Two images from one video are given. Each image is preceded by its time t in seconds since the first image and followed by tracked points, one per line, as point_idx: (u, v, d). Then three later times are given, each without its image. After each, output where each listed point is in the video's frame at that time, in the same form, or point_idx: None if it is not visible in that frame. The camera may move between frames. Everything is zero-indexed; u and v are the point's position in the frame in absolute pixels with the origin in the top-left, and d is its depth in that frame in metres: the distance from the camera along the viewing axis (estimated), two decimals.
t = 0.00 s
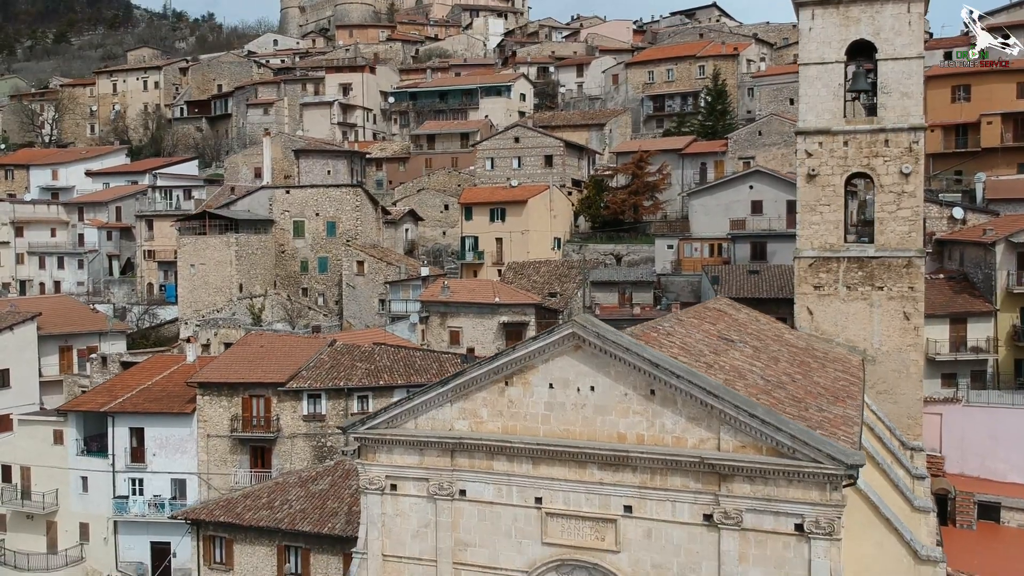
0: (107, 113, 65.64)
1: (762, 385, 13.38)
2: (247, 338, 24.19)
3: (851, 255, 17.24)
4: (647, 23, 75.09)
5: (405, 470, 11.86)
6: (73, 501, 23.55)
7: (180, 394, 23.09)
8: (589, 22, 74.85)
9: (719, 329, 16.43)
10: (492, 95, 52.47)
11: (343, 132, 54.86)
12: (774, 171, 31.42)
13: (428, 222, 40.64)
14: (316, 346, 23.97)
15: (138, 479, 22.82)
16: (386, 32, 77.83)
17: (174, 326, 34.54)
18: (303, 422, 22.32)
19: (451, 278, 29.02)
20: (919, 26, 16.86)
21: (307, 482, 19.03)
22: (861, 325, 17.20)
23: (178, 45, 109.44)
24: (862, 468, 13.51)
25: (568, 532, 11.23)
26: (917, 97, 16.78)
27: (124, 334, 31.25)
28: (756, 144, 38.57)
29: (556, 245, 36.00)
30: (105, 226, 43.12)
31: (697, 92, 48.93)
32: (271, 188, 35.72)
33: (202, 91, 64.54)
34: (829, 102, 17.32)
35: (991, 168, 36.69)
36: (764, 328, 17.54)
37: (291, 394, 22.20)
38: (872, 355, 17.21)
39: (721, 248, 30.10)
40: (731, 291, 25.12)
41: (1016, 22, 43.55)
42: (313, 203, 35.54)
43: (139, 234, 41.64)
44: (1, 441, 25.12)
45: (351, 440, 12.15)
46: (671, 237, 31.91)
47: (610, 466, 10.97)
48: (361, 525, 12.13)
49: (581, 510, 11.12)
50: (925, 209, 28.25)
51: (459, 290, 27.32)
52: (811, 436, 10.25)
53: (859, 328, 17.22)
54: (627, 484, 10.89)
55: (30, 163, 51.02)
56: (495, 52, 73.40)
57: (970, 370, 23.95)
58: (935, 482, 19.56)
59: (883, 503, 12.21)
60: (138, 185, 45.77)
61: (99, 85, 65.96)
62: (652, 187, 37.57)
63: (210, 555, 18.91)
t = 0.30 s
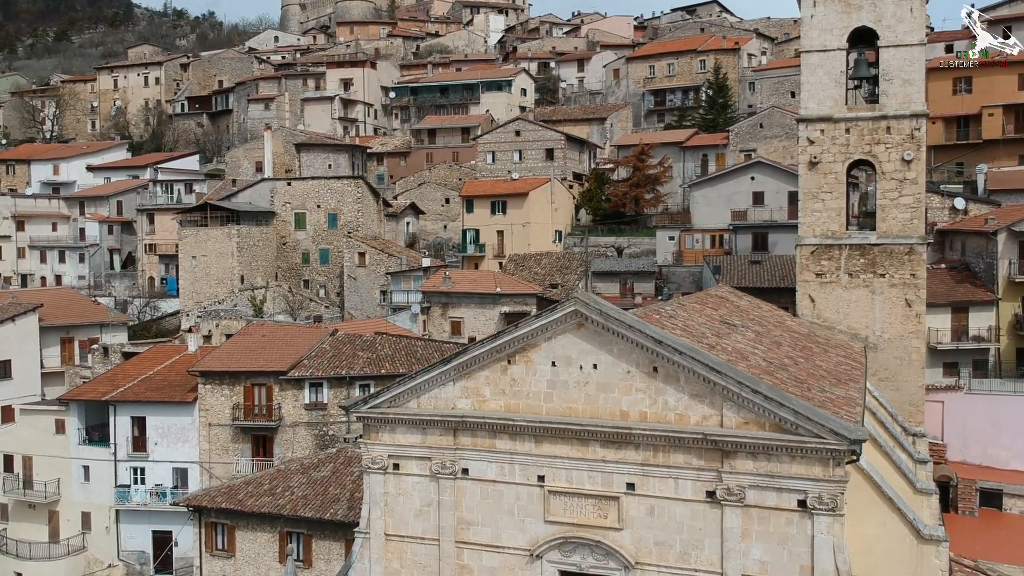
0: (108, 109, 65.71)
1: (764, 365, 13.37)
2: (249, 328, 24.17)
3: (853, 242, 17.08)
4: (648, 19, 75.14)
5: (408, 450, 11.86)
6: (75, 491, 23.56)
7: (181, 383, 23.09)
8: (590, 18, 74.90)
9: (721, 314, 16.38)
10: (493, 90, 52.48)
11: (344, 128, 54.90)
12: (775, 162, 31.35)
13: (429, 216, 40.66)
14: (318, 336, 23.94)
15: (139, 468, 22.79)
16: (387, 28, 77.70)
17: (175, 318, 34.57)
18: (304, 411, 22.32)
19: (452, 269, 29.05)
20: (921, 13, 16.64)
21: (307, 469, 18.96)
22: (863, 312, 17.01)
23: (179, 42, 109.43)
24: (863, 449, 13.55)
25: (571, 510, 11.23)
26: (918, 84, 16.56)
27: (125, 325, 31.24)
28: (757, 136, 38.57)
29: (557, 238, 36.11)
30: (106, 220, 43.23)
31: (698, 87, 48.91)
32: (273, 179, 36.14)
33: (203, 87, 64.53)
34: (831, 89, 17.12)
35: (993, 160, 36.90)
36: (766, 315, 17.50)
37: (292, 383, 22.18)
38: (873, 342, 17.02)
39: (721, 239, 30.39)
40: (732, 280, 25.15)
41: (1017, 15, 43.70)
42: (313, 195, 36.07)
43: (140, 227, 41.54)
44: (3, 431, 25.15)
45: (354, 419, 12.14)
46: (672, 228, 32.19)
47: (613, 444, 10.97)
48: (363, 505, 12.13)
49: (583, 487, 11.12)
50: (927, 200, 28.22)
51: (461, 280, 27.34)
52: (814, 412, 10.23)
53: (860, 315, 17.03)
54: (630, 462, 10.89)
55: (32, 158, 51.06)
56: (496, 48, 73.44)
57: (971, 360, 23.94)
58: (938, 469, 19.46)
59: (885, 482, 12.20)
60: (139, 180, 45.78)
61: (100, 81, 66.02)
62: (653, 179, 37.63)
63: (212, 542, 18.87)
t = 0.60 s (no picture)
0: (108, 106, 65.70)
1: (766, 349, 13.23)
2: (250, 319, 24.09)
3: (853, 232, 16.70)
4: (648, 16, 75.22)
5: (408, 431, 11.85)
6: (74, 481, 23.57)
7: (181, 374, 23.06)
8: (590, 16, 74.98)
9: (722, 302, 16.24)
10: (494, 86, 52.47)
11: (345, 124, 54.91)
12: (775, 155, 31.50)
13: (430, 211, 40.64)
14: (318, 327, 23.89)
15: (139, 458, 22.81)
16: (387, 27, 77.65)
17: (175, 313, 34.55)
18: (305, 401, 22.20)
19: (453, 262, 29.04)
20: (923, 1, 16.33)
21: (308, 458, 18.92)
22: (864, 302, 16.62)
23: (179, 41, 109.50)
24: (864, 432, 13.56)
25: (571, 490, 11.22)
26: (920, 73, 16.24)
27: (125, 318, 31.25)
28: (758, 131, 38.61)
29: (557, 232, 36.06)
30: (107, 215, 43.30)
31: (699, 83, 48.94)
32: (274, 173, 36.57)
33: (203, 85, 64.50)
34: (831, 78, 16.82)
35: (994, 153, 37.05)
36: (767, 304, 17.35)
37: (293, 373, 22.09)
38: (874, 332, 16.61)
39: (722, 232, 30.62)
40: (734, 271, 25.15)
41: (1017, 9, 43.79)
42: (314, 189, 36.37)
43: (141, 223, 41.37)
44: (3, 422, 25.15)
45: (354, 401, 12.13)
46: (673, 221, 32.33)
47: (613, 423, 10.96)
48: (364, 486, 12.13)
49: (584, 467, 11.11)
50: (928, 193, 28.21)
51: (462, 272, 27.35)
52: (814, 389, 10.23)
53: (861, 305, 16.64)
54: (631, 441, 10.88)
55: (33, 154, 51.12)
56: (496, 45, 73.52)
57: (972, 351, 23.95)
58: (938, 458, 19.30)
59: (887, 464, 12.19)
60: (139, 176, 45.76)
61: (101, 79, 66.01)
62: (654, 173, 37.64)
63: (212, 530, 18.90)
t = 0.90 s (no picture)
0: (109, 103, 65.67)
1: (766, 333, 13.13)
2: (250, 311, 24.05)
3: (854, 221, 16.56)
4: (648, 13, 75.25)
5: (408, 412, 11.85)
6: (75, 472, 23.60)
7: (182, 364, 23.05)
8: (591, 12, 75.01)
9: (722, 289, 16.16)
10: (495, 82, 52.45)
11: (345, 120, 54.92)
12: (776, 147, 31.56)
13: (431, 205, 40.64)
14: (319, 318, 23.84)
15: (140, 449, 22.81)
16: (388, 24, 77.66)
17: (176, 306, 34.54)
18: (306, 391, 22.13)
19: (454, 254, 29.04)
20: None
21: (308, 445, 18.89)
22: (865, 290, 16.49)
23: (179, 39, 109.34)
24: (863, 415, 13.59)
25: (572, 469, 11.21)
26: (921, 61, 16.10)
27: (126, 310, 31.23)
28: (758, 124, 38.70)
29: (557, 226, 36.04)
30: (108, 210, 43.20)
31: (699, 78, 48.99)
32: (274, 166, 36.71)
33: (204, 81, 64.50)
34: (832, 67, 16.68)
35: (994, 146, 37.12)
36: (768, 291, 17.27)
37: (293, 362, 22.03)
38: (875, 321, 16.48)
39: (723, 224, 30.74)
40: (734, 262, 25.17)
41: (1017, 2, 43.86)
42: (314, 181, 36.43)
43: (141, 217, 41.58)
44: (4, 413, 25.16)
45: (355, 382, 12.13)
46: (674, 213, 32.45)
47: (614, 403, 10.95)
48: (364, 467, 12.13)
49: (584, 447, 11.10)
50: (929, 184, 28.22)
51: (462, 264, 27.37)
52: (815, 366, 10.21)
53: (862, 293, 16.52)
54: (631, 421, 10.87)
55: (33, 150, 51.16)
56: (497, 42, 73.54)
57: (973, 342, 23.84)
58: (938, 446, 19.40)
59: (887, 446, 12.19)
60: (140, 171, 45.73)
61: (101, 75, 65.92)
62: (654, 167, 37.61)
63: (212, 518, 18.88)
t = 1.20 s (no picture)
0: (109, 99, 65.66)
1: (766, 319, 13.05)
2: (250, 302, 23.99)
3: (854, 211, 16.46)
4: (649, 10, 75.24)
5: (408, 394, 11.84)
6: (75, 462, 23.60)
7: (182, 354, 23.03)
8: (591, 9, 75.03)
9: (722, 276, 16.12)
10: (495, 78, 52.44)
11: (345, 116, 54.90)
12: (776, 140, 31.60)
13: (431, 200, 40.65)
14: (319, 309, 23.78)
15: (140, 439, 22.83)
16: (388, 21, 77.68)
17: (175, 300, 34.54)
18: (306, 381, 22.06)
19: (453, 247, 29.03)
20: None
21: (309, 434, 18.87)
22: (864, 280, 16.40)
23: (180, 37, 109.28)
24: (864, 400, 13.57)
25: (571, 451, 11.19)
26: (921, 51, 15.95)
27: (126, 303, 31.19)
28: (758, 119, 38.71)
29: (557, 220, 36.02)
30: (108, 205, 43.16)
31: (699, 74, 48.99)
32: (274, 159, 36.80)
33: (204, 78, 64.53)
34: (832, 57, 16.53)
35: (994, 140, 37.12)
36: (768, 280, 17.21)
37: (293, 353, 21.95)
38: (875, 311, 16.40)
39: (723, 217, 30.74)
40: (735, 253, 25.15)
41: None
42: (314, 174, 36.51)
43: (141, 212, 41.28)
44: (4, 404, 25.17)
45: (355, 365, 12.12)
46: (674, 207, 32.50)
47: (613, 384, 10.95)
48: (363, 450, 12.11)
49: (584, 428, 11.09)
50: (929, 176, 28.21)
51: (462, 257, 27.36)
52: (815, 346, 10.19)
53: (862, 283, 16.43)
54: (631, 401, 10.86)
55: (33, 146, 51.15)
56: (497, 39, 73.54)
57: (973, 333, 23.87)
58: (939, 436, 19.41)
59: (887, 429, 12.14)
60: (140, 166, 45.75)
61: (102, 72, 65.85)
62: (654, 161, 37.60)
63: (212, 507, 18.89)
